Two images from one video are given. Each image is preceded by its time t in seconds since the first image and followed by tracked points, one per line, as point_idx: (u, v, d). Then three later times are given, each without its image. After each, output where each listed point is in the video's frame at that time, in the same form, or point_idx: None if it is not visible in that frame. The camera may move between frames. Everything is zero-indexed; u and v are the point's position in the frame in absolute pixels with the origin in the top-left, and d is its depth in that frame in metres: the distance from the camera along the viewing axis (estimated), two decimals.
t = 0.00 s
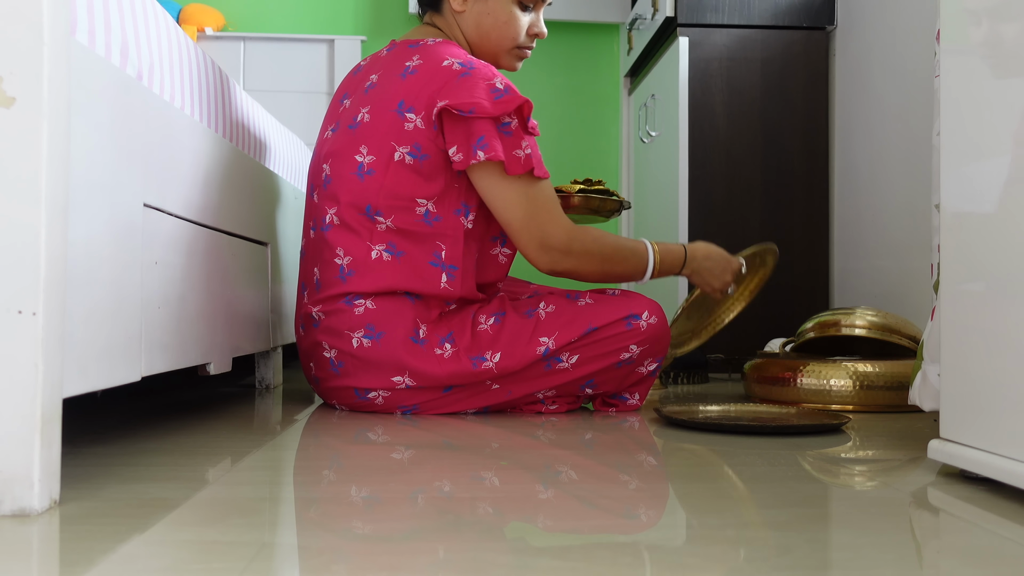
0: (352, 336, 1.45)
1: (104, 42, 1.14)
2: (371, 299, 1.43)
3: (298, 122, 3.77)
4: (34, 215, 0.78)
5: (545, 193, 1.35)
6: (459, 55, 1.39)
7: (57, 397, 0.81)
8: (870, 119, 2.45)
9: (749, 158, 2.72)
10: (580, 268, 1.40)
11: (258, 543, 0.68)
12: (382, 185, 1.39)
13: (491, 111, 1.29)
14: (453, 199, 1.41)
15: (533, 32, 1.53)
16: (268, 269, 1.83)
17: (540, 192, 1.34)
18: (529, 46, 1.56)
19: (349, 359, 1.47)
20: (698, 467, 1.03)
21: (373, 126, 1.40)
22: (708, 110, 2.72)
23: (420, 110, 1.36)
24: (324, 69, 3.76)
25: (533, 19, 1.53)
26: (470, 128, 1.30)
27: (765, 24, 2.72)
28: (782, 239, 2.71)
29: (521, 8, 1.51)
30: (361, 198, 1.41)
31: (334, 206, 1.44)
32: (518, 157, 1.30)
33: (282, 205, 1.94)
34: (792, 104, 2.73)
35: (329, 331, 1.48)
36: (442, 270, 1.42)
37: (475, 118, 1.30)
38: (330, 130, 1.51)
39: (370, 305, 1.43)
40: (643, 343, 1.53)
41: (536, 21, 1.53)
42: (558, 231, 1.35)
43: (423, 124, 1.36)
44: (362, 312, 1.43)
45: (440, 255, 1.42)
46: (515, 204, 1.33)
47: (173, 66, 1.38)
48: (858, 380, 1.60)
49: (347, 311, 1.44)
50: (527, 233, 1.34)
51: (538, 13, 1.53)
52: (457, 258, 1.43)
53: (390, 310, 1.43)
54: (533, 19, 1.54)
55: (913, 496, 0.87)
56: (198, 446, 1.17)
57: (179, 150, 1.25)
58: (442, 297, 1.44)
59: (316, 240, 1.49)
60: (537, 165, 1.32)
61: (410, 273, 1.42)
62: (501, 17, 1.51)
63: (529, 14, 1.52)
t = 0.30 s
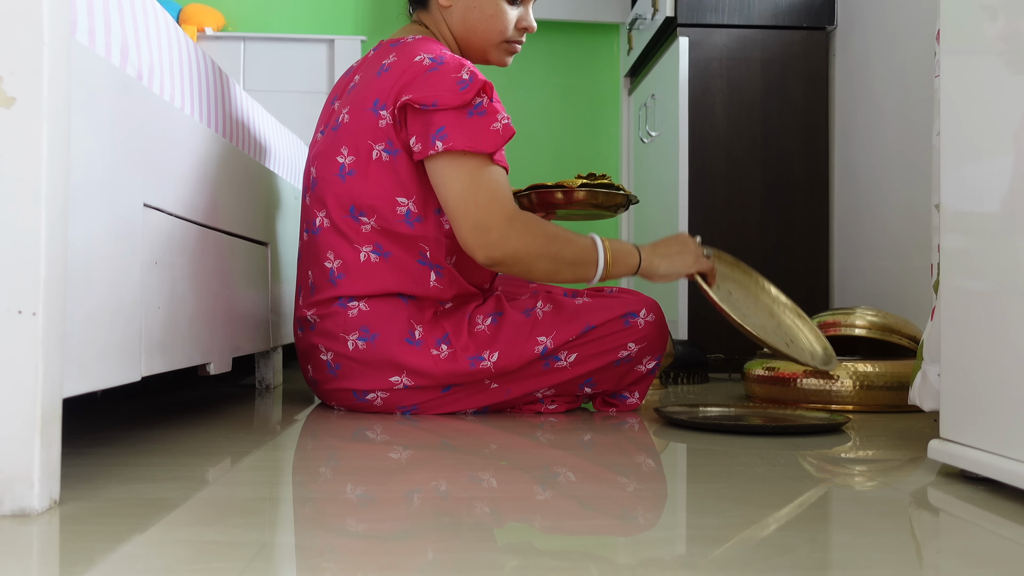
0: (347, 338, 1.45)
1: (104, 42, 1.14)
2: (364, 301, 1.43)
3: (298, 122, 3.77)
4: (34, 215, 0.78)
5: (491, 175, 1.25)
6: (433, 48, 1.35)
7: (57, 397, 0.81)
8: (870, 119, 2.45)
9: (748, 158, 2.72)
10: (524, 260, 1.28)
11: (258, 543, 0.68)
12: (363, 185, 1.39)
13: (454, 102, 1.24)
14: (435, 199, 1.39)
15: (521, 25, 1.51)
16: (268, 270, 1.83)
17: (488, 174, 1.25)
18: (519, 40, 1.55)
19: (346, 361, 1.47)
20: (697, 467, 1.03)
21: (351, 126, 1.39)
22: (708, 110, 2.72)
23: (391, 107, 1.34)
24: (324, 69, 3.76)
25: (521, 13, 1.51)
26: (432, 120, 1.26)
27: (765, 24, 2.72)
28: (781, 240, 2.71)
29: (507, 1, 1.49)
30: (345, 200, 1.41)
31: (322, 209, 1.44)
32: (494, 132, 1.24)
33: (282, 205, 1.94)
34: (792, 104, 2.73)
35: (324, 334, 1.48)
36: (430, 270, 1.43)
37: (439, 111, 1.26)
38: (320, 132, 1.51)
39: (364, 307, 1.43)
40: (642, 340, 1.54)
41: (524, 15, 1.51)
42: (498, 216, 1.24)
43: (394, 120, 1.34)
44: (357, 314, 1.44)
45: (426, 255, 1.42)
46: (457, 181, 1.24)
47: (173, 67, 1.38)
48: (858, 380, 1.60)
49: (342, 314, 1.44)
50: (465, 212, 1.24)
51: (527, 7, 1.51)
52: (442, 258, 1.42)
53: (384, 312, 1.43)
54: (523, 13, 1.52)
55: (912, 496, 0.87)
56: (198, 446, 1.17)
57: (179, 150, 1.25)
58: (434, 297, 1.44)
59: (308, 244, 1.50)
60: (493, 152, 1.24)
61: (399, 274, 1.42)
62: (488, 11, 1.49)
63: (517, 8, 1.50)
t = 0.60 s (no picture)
0: (346, 340, 1.45)
1: (103, 42, 1.14)
2: (363, 302, 1.43)
3: (298, 122, 3.77)
4: (34, 215, 0.78)
5: (486, 193, 1.26)
6: (431, 52, 1.34)
7: (57, 397, 0.81)
8: (870, 119, 2.45)
9: (748, 158, 2.72)
10: (507, 283, 1.26)
11: (258, 543, 0.68)
12: (359, 187, 1.39)
13: (453, 113, 1.25)
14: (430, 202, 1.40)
15: (521, 23, 1.51)
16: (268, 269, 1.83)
17: (485, 189, 1.26)
18: (520, 38, 1.54)
19: (346, 363, 1.47)
20: (698, 467, 1.03)
21: (348, 128, 1.39)
22: (708, 110, 2.72)
23: (388, 110, 1.34)
24: (323, 69, 3.76)
25: (521, 11, 1.50)
26: (429, 129, 1.26)
27: (765, 24, 2.72)
28: (780, 239, 2.71)
29: None
30: (342, 201, 1.41)
31: (320, 210, 1.44)
32: (489, 147, 1.25)
33: (281, 204, 1.94)
34: (792, 104, 2.73)
35: (324, 335, 1.48)
36: (427, 271, 1.43)
37: (436, 121, 1.26)
38: (319, 132, 1.51)
39: (363, 309, 1.43)
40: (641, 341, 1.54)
41: (525, 13, 1.50)
42: (491, 232, 1.24)
43: (391, 124, 1.34)
44: (355, 315, 1.44)
45: (423, 256, 1.43)
46: (454, 190, 1.24)
47: (173, 67, 1.38)
48: (858, 380, 1.60)
49: (341, 315, 1.44)
50: (457, 222, 1.24)
51: (527, 4, 1.50)
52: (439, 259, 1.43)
53: (383, 313, 1.43)
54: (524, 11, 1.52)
55: (912, 496, 0.87)
56: (198, 446, 1.17)
57: (178, 150, 1.24)
58: (432, 299, 1.45)
59: (306, 244, 1.50)
60: (491, 166, 1.25)
61: (396, 276, 1.42)
62: (487, 8, 1.49)
63: (517, 6, 1.50)
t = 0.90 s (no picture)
0: (348, 340, 1.45)
1: (103, 42, 1.14)
2: (365, 303, 1.43)
3: (298, 122, 3.77)
4: (34, 215, 0.78)
5: (493, 200, 1.26)
6: (439, 54, 1.35)
7: (57, 397, 0.81)
8: (870, 119, 2.45)
9: (748, 159, 2.72)
10: (511, 291, 1.25)
11: (258, 543, 0.68)
12: (364, 187, 1.39)
13: (461, 117, 1.25)
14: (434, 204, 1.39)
15: (530, 26, 1.50)
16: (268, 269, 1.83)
17: (493, 194, 1.26)
18: (528, 40, 1.54)
19: (347, 363, 1.47)
20: (698, 467, 1.03)
21: (355, 128, 1.39)
22: (708, 110, 2.72)
23: (395, 111, 1.34)
24: (323, 69, 3.76)
25: (530, 13, 1.50)
26: (437, 133, 1.27)
27: (765, 24, 2.71)
28: (780, 239, 2.71)
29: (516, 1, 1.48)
30: (347, 201, 1.41)
31: (324, 209, 1.44)
32: (499, 150, 1.25)
33: (281, 204, 1.94)
34: (792, 104, 2.73)
35: (325, 335, 1.48)
36: (430, 273, 1.42)
37: (444, 125, 1.27)
38: (324, 131, 1.51)
39: (365, 309, 1.43)
40: (643, 342, 1.54)
41: (533, 16, 1.50)
42: (499, 238, 1.24)
43: (398, 125, 1.34)
44: (358, 316, 1.43)
45: (426, 258, 1.42)
46: (462, 196, 1.25)
47: (173, 67, 1.37)
48: (858, 380, 1.60)
49: (343, 315, 1.44)
50: (465, 228, 1.24)
51: (536, 7, 1.50)
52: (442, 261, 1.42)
53: (386, 314, 1.43)
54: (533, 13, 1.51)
55: (912, 496, 0.87)
56: (198, 446, 1.17)
57: (178, 150, 1.24)
58: (434, 300, 1.44)
59: (309, 244, 1.50)
60: (498, 170, 1.25)
61: (399, 277, 1.41)
62: (496, 11, 1.49)
63: (526, 8, 1.49)
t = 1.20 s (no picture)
0: (348, 340, 1.45)
1: (104, 42, 1.14)
2: (366, 303, 1.43)
3: (298, 122, 3.77)
4: (34, 215, 0.78)
5: (500, 190, 1.26)
6: (439, 51, 1.35)
7: (57, 397, 0.81)
8: (871, 119, 2.45)
9: (748, 158, 2.72)
10: (523, 279, 1.26)
11: (258, 543, 0.68)
12: (365, 186, 1.39)
13: (462, 111, 1.25)
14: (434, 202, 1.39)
15: (532, 26, 1.51)
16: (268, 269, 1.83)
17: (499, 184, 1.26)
18: (530, 41, 1.55)
19: (347, 363, 1.47)
20: (697, 467, 1.03)
21: (355, 126, 1.40)
22: (708, 110, 2.72)
23: (395, 109, 1.34)
24: (323, 69, 3.76)
25: (532, 14, 1.50)
26: (439, 128, 1.27)
27: (765, 24, 2.71)
28: (781, 239, 2.71)
29: (518, 2, 1.48)
30: (348, 200, 1.41)
31: (325, 208, 1.44)
32: (502, 143, 1.24)
33: (281, 204, 1.93)
34: (792, 104, 2.73)
35: (325, 335, 1.48)
36: (430, 272, 1.42)
37: (445, 120, 1.27)
38: (326, 130, 1.51)
39: (366, 309, 1.43)
40: (643, 343, 1.54)
41: (535, 16, 1.50)
42: (509, 228, 1.24)
43: (399, 122, 1.35)
44: (358, 315, 1.43)
45: (426, 257, 1.42)
46: (470, 187, 1.25)
47: (173, 66, 1.37)
48: (858, 380, 1.60)
49: (344, 315, 1.44)
50: (475, 220, 1.24)
51: (538, 8, 1.50)
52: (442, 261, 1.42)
53: (386, 314, 1.43)
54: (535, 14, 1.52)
55: (912, 496, 0.87)
56: (197, 446, 1.17)
57: (178, 149, 1.24)
58: (435, 299, 1.44)
59: (311, 243, 1.50)
60: (502, 163, 1.25)
61: (399, 275, 1.41)
62: (499, 11, 1.49)
63: (529, 9, 1.49)
